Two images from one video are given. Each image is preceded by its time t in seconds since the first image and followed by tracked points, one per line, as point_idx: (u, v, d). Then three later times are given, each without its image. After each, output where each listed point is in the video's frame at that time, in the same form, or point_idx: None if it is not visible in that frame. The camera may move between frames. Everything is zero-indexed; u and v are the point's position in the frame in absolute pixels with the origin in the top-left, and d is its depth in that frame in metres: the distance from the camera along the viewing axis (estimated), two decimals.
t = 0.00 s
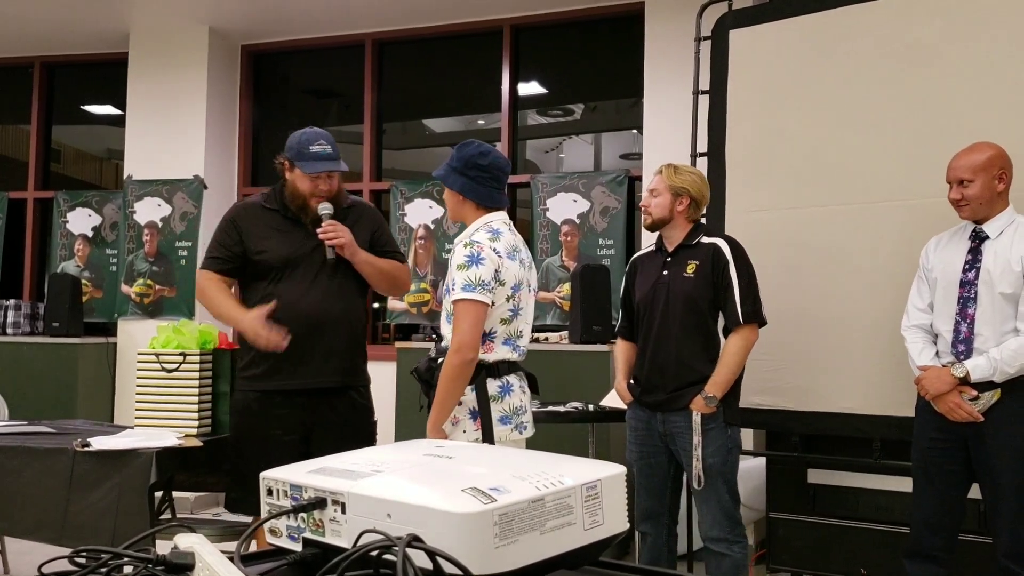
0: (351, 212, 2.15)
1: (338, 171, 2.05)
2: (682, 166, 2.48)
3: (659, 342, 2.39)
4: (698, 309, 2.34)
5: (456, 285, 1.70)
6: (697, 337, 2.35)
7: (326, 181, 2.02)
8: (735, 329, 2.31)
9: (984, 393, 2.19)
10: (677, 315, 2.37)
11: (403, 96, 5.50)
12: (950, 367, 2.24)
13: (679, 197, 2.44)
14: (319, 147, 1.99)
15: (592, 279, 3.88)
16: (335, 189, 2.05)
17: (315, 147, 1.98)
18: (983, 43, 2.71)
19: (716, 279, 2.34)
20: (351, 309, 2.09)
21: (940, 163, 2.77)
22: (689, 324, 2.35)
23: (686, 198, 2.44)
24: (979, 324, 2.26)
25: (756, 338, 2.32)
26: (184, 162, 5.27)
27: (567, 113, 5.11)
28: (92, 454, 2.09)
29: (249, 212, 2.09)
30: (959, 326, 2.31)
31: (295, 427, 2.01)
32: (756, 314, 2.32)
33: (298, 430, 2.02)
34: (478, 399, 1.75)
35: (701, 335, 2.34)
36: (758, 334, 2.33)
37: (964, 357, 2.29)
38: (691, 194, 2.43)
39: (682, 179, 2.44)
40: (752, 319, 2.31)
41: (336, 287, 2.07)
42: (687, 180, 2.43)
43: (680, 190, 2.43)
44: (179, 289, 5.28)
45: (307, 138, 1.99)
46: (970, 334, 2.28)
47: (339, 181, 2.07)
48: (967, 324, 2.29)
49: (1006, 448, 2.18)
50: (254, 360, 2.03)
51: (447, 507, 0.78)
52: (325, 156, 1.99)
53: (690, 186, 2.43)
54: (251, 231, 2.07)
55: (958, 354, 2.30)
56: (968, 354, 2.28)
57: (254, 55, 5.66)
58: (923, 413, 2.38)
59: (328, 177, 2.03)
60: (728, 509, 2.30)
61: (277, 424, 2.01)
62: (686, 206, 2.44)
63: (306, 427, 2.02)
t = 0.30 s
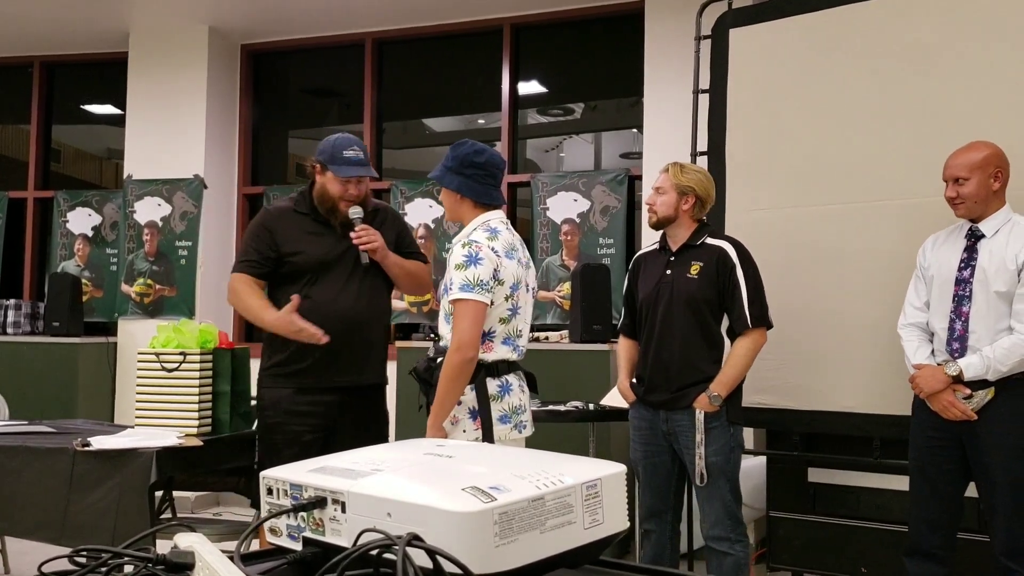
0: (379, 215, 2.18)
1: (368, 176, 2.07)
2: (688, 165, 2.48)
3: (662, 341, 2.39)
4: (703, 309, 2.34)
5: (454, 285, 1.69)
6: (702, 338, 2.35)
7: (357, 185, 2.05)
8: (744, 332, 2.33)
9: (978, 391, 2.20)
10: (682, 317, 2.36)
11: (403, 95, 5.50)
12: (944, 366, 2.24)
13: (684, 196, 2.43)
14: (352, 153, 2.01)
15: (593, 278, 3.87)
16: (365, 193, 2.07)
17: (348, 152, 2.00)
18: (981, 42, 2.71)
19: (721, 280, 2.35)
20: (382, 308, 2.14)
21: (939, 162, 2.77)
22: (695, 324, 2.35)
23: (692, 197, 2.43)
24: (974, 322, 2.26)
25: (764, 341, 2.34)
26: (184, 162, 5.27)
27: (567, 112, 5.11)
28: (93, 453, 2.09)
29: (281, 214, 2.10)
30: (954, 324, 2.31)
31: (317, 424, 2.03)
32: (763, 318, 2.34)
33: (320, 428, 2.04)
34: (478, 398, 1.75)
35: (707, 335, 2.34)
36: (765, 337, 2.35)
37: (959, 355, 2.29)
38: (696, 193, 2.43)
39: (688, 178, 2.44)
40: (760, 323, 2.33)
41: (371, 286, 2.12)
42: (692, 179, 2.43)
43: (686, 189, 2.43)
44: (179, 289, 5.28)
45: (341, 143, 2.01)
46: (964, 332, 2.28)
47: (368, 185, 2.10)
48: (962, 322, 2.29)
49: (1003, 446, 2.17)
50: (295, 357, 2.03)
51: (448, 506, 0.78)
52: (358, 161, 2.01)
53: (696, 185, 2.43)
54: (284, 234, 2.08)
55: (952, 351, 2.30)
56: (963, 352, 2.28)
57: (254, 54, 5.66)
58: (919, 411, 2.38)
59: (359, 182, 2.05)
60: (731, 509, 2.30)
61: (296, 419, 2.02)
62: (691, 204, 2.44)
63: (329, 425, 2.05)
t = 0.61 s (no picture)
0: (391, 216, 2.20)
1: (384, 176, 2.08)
2: (691, 165, 2.48)
3: (664, 341, 2.39)
4: (705, 309, 2.34)
5: (461, 281, 1.68)
6: (705, 338, 2.35)
7: (374, 184, 2.05)
8: (747, 333, 2.34)
9: (974, 391, 2.21)
10: (684, 317, 2.36)
11: (403, 95, 5.49)
12: (940, 365, 2.25)
13: (687, 196, 2.43)
14: (371, 151, 2.01)
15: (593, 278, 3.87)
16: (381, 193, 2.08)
17: (366, 151, 2.00)
18: (980, 42, 2.72)
19: (723, 280, 2.35)
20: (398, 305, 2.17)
21: (938, 161, 2.77)
22: (697, 324, 2.35)
23: (694, 197, 2.43)
24: (970, 321, 2.26)
25: (768, 342, 2.34)
26: (184, 162, 5.27)
27: (567, 112, 5.11)
28: (94, 454, 2.09)
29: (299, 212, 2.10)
30: (950, 323, 2.31)
31: (330, 421, 2.03)
32: (764, 318, 2.35)
33: (333, 425, 2.03)
34: (479, 398, 1.75)
35: (710, 335, 2.34)
36: (769, 337, 2.35)
37: (955, 353, 2.29)
38: (699, 193, 2.43)
39: (690, 177, 2.44)
40: (762, 323, 2.33)
41: (391, 282, 2.15)
42: (695, 180, 2.43)
43: (689, 189, 2.42)
44: (180, 289, 5.28)
45: (360, 142, 2.01)
46: (960, 330, 2.28)
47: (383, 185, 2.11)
48: (958, 320, 2.29)
49: (1001, 446, 2.17)
50: (311, 352, 2.05)
51: (449, 506, 0.78)
52: (375, 160, 2.01)
53: (698, 185, 2.43)
54: (306, 231, 2.08)
55: (948, 350, 2.30)
56: (959, 351, 2.28)
57: (254, 54, 5.67)
58: (917, 410, 2.38)
59: (376, 181, 2.06)
60: (732, 508, 2.30)
61: (307, 416, 2.02)
62: (694, 205, 2.43)
63: (343, 421, 2.05)
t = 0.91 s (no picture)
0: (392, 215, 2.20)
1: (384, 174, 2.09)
2: (695, 167, 2.48)
3: (666, 342, 2.39)
4: (707, 310, 2.34)
5: (450, 279, 1.68)
6: (706, 338, 2.35)
7: (376, 183, 2.07)
8: (749, 334, 2.33)
9: (971, 392, 2.20)
10: (686, 317, 2.36)
11: (403, 96, 5.49)
12: (937, 366, 2.25)
13: (691, 198, 2.44)
14: (372, 149, 2.03)
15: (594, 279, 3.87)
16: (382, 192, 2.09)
17: (367, 149, 2.02)
18: (980, 43, 2.72)
19: (725, 281, 2.35)
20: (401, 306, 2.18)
21: (937, 162, 2.77)
22: (698, 325, 2.35)
23: (698, 198, 2.43)
24: (967, 322, 2.26)
25: (769, 343, 2.34)
26: (184, 162, 5.27)
27: (567, 113, 5.11)
28: (95, 454, 2.09)
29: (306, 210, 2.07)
30: (947, 323, 2.31)
31: (333, 420, 2.03)
32: (766, 319, 2.35)
33: (336, 424, 2.04)
34: (470, 402, 1.74)
35: (712, 335, 2.34)
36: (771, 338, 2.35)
37: (952, 354, 2.29)
38: (702, 195, 2.43)
39: (694, 179, 2.44)
40: (764, 324, 2.33)
41: (398, 281, 2.17)
42: (698, 181, 2.43)
43: (692, 190, 2.43)
44: (180, 290, 5.28)
45: (361, 140, 2.03)
46: (957, 331, 2.28)
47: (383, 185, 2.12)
48: (955, 321, 2.29)
49: (1000, 447, 2.17)
50: (316, 352, 2.04)
51: (451, 508, 0.78)
52: (377, 158, 2.03)
53: (702, 187, 2.43)
54: (314, 230, 2.06)
55: (946, 351, 2.30)
56: (956, 351, 2.28)
57: (255, 55, 5.67)
58: (916, 411, 2.38)
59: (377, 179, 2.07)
60: (733, 508, 2.31)
61: (309, 416, 2.02)
62: (697, 206, 2.44)
63: (346, 420, 2.05)
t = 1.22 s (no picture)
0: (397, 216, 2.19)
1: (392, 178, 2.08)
2: (697, 167, 2.48)
3: (667, 342, 2.39)
4: (709, 310, 2.34)
5: (430, 282, 1.65)
6: (707, 338, 2.35)
7: (383, 187, 2.05)
8: (750, 334, 2.34)
9: (966, 391, 2.20)
10: (687, 318, 2.36)
11: (403, 96, 5.49)
12: (931, 366, 2.26)
13: (693, 199, 2.44)
14: (382, 155, 2.01)
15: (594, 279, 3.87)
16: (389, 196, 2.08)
17: (378, 156, 1.99)
18: (979, 43, 2.72)
19: (726, 282, 2.35)
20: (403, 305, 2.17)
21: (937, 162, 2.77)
22: (700, 325, 2.35)
23: (699, 199, 2.44)
24: (963, 323, 2.26)
25: (771, 343, 2.34)
26: (184, 162, 5.28)
27: (567, 113, 5.11)
28: (95, 455, 2.09)
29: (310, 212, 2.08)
30: (944, 324, 2.31)
31: (331, 420, 2.04)
32: (768, 319, 2.35)
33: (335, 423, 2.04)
34: (460, 402, 1.74)
35: (712, 335, 2.35)
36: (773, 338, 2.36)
37: (948, 354, 2.29)
38: (704, 195, 2.43)
39: (696, 180, 2.44)
40: (766, 324, 2.34)
41: (400, 283, 2.16)
42: (700, 181, 2.43)
43: (695, 191, 2.43)
44: (180, 290, 5.28)
45: (372, 145, 2.01)
46: (954, 331, 2.28)
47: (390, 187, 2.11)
48: (951, 321, 2.29)
49: (997, 447, 2.17)
50: (315, 351, 2.04)
51: (451, 508, 0.78)
52: (386, 164, 2.01)
53: (704, 187, 2.43)
54: (317, 231, 2.07)
55: (942, 351, 2.30)
56: (951, 352, 2.28)
57: (255, 56, 5.67)
58: (914, 411, 2.38)
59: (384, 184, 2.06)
60: (734, 508, 2.31)
61: (310, 416, 2.02)
62: (699, 207, 2.44)
63: (344, 419, 2.05)
